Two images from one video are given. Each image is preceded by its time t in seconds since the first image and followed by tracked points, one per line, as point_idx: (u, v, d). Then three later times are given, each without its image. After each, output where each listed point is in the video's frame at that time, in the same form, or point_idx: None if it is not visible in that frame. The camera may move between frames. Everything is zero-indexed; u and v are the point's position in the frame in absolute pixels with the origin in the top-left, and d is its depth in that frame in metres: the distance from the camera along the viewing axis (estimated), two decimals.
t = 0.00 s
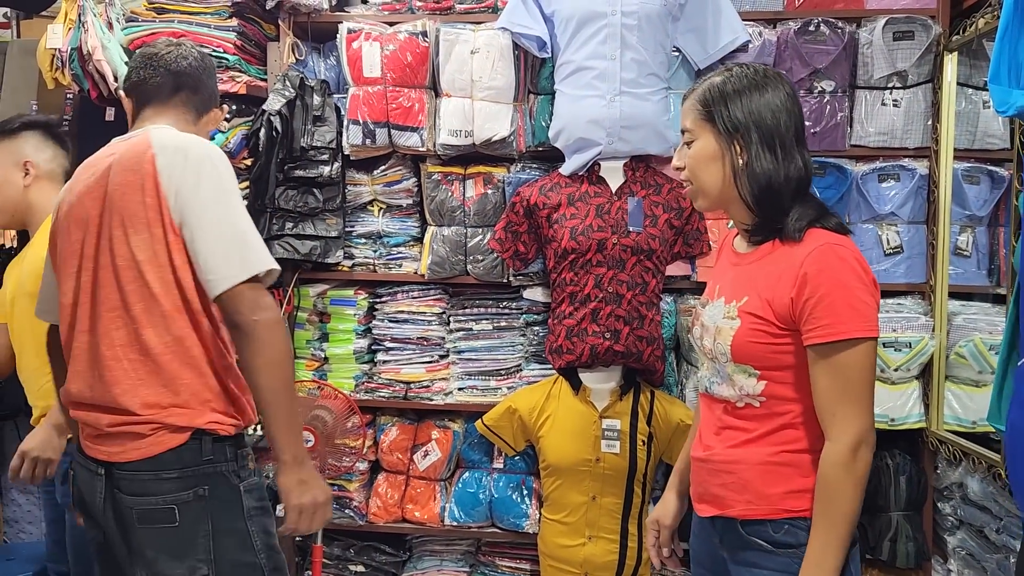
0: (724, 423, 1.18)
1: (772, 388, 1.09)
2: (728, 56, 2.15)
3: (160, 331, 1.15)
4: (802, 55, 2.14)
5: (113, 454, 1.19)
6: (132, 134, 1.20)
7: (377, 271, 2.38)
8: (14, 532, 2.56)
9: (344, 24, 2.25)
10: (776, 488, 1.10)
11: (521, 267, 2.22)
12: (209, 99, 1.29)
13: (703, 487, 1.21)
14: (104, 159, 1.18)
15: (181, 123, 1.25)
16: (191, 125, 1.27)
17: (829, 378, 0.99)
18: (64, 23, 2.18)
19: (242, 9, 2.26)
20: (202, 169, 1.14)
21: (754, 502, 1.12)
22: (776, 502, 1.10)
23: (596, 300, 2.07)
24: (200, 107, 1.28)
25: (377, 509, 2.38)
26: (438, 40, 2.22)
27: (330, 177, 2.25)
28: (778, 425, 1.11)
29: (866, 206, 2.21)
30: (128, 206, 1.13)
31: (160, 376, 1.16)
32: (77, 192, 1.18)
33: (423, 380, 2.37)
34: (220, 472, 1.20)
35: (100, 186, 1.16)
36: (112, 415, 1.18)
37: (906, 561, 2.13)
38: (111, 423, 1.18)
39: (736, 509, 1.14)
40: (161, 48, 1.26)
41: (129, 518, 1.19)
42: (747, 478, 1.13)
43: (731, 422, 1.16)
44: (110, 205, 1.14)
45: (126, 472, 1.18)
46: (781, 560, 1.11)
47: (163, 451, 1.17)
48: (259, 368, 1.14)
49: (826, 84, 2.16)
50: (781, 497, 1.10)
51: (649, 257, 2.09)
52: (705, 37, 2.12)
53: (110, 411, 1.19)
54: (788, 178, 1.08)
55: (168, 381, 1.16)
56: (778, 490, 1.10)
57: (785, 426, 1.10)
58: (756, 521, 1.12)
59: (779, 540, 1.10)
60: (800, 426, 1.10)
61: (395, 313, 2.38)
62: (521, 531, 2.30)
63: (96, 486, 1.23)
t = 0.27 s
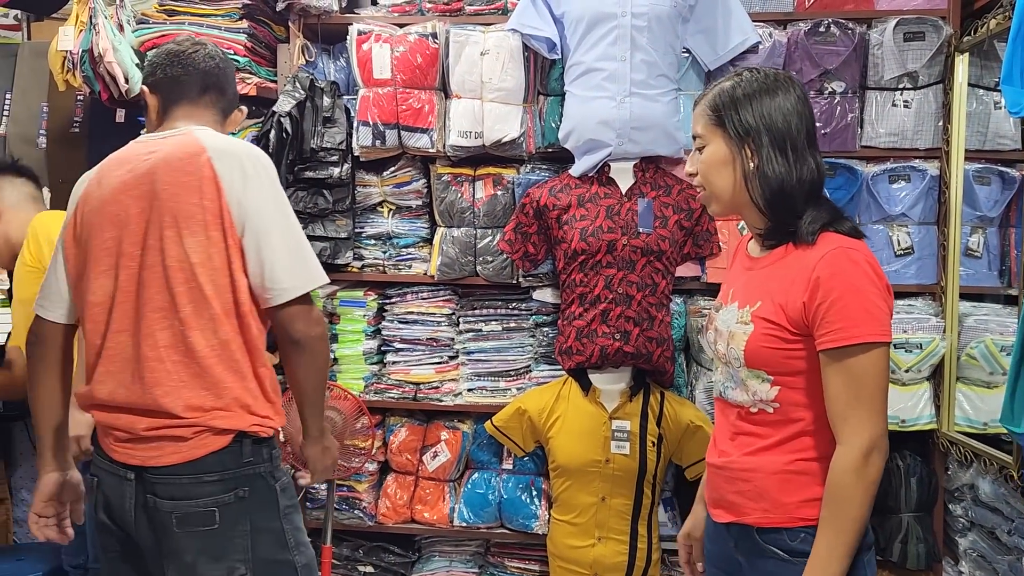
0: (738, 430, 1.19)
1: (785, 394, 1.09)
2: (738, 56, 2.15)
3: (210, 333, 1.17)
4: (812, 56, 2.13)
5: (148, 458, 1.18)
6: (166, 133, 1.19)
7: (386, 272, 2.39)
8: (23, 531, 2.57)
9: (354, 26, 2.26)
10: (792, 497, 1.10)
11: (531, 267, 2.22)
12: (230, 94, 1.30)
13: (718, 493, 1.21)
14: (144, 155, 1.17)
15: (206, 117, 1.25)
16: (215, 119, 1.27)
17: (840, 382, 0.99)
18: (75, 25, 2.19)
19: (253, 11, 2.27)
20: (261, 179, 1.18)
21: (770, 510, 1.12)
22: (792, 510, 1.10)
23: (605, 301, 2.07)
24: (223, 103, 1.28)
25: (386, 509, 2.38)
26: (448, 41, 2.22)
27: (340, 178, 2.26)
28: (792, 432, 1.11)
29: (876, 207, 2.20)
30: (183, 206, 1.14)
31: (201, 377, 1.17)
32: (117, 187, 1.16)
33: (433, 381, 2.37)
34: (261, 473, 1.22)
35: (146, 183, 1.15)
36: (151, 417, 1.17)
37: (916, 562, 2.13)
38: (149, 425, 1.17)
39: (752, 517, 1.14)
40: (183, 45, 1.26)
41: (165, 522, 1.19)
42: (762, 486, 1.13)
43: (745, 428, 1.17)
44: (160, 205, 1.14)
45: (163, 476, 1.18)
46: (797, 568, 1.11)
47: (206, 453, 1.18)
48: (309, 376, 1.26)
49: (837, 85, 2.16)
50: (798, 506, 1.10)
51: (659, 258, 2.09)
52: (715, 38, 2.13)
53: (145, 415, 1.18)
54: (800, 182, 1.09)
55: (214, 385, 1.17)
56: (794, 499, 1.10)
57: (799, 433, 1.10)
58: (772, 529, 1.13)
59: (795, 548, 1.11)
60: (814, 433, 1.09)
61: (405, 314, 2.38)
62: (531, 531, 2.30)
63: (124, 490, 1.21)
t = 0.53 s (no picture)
0: (748, 429, 1.19)
1: (794, 394, 1.09)
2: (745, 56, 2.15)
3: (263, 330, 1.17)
4: (819, 55, 2.12)
5: (206, 458, 1.18)
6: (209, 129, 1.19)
7: (393, 272, 2.39)
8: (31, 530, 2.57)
9: (362, 26, 2.26)
10: (802, 498, 1.10)
11: (538, 267, 2.22)
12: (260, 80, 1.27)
13: (727, 493, 1.21)
14: (197, 148, 1.16)
15: (238, 108, 1.24)
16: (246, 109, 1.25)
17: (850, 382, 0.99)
18: (84, 25, 2.20)
19: (260, 11, 2.27)
20: (316, 184, 1.20)
21: (779, 510, 1.12)
22: (801, 511, 1.10)
23: (613, 301, 2.07)
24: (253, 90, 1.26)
25: (393, 509, 2.38)
26: (455, 41, 2.22)
27: (348, 177, 2.27)
28: (801, 433, 1.10)
29: (884, 206, 2.20)
30: (243, 208, 1.14)
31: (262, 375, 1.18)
32: (168, 188, 1.15)
33: (440, 380, 2.37)
34: (312, 470, 1.23)
35: (202, 184, 1.14)
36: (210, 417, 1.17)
37: (924, 562, 2.12)
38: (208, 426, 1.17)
39: (761, 517, 1.14)
40: (212, 32, 1.24)
41: (222, 524, 1.18)
42: (772, 486, 1.13)
43: (755, 427, 1.17)
44: (219, 207, 1.14)
45: (222, 476, 1.18)
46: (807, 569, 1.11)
47: (266, 452, 1.19)
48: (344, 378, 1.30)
49: (844, 84, 2.16)
50: (807, 506, 1.10)
51: (666, 258, 2.08)
52: (722, 37, 2.12)
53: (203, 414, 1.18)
54: (807, 180, 1.08)
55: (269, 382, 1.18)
56: (804, 500, 1.10)
57: (809, 434, 1.10)
58: (781, 529, 1.12)
59: (804, 548, 1.11)
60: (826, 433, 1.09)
61: (411, 313, 2.38)
62: (537, 531, 2.30)
63: (175, 494, 1.20)
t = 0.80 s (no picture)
0: (750, 426, 1.18)
1: (797, 389, 1.09)
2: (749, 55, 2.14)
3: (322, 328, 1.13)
4: (824, 54, 2.12)
5: (272, 461, 1.13)
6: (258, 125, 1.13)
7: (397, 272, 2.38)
8: (34, 530, 2.57)
9: (365, 25, 2.26)
10: (803, 495, 1.09)
11: (542, 267, 2.21)
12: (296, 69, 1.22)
13: (731, 491, 1.21)
14: (250, 145, 1.10)
15: (281, 100, 1.19)
16: (289, 100, 1.20)
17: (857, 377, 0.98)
18: (87, 24, 2.20)
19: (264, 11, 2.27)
20: (373, 184, 1.16)
21: (781, 507, 1.11)
22: (802, 508, 1.10)
23: (616, 300, 2.07)
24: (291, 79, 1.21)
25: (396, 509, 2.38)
26: (459, 41, 2.22)
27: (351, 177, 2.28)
28: (804, 428, 1.10)
29: (888, 206, 2.19)
30: (305, 212, 1.10)
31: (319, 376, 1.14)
32: (224, 185, 1.09)
33: (443, 380, 2.37)
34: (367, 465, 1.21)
35: (259, 186, 1.09)
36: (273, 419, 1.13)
37: (929, 562, 2.11)
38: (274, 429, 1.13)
39: (763, 514, 1.14)
40: (245, 19, 1.19)
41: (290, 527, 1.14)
42: (774, 483, 1.12)
43: (757, 424, 1.16)
44: (280, 210, 1.09)
45: (289, 478, 1.14)
46: (810, 566, 1.10)
47: (330, 450, 1.16)
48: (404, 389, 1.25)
49: (849, 83, 2.15)
50: (809, 503, 1.09)
51: (670, 257, 2.08)
52: (726, 36, 2.12)
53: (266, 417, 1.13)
54: (811, 176, 1.08)
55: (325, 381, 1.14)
56: (805, 497, 1.09)
57: (813, 430, 1.09)
58: (783, 526, 1.12)
59: (807, 546, 1.10)
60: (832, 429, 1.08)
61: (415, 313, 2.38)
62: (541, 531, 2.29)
63: (240, 501, 1.15)
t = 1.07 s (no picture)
0: (755, 427, 1.18)
1: (802, 390, 1.09)
2: (751, 57, 2.14)
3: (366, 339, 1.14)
4: (827, 55, 2.12)
5: (312, 471, 1.14)
6: (300, 126, 1.13)
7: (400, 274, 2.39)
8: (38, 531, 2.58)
9: (368, 27, 2.26)
10: (810, 497, 1.09)
11: (545, 268, 2.21)
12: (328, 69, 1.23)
13: (736, 492, 1.21)
14: (296, 148, 1.09)
15: (318, 100, 1.20)
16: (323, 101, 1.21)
17: (861, 376, 0.98)
18: (91, 27, 2.20)
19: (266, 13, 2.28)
20: (419, 194, 1.19)
21: (787, 509, 1.11)
22: (808, 510, 1.09)
23: (620, 301, 2.07)
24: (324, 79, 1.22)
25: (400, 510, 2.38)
26: (461, 42, 2.22)
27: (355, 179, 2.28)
28: (810, 429, 1.10)
29: (892, 207, 2.19)
30: (355, 220, 1.10)
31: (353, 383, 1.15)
32: (272, 189, 1.08)
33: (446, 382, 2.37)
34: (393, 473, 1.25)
35: (307, 192, 1.09)
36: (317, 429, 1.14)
37: (932, 564, 2.11)
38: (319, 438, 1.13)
39: (768, 516, 1.14)
40: (279, 14, 1.19)
41: (327, 536, 1.15)
42: (779, 484, 1.12)
43: (763, 424, 1.16)
44: (330, 217, 1.09)
45: (327, 487, 1.15)
46: (814, 568, 1.10)
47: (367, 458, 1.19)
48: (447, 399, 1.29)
49: (851, 85, 2.15)
50: (814, 505, 1.09)
51: (673, 259, 2.08)
52: (729, 38, 2.12)
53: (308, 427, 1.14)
54: (814, 178, 1.08)
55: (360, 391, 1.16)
56: (812, 498, 1.09)
57: (817, 431, 1.09)
58: (789, 527, 1.12)
59: (812, 548, 1.10)
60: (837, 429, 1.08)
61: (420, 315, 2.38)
62: (544, 533, 2.29)
63: (276, 510, 1.15)
